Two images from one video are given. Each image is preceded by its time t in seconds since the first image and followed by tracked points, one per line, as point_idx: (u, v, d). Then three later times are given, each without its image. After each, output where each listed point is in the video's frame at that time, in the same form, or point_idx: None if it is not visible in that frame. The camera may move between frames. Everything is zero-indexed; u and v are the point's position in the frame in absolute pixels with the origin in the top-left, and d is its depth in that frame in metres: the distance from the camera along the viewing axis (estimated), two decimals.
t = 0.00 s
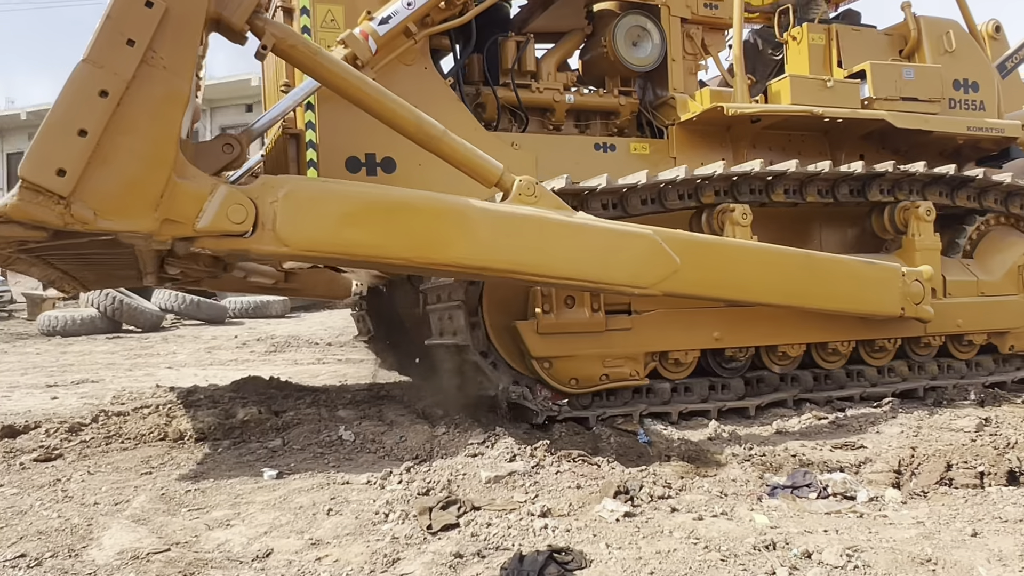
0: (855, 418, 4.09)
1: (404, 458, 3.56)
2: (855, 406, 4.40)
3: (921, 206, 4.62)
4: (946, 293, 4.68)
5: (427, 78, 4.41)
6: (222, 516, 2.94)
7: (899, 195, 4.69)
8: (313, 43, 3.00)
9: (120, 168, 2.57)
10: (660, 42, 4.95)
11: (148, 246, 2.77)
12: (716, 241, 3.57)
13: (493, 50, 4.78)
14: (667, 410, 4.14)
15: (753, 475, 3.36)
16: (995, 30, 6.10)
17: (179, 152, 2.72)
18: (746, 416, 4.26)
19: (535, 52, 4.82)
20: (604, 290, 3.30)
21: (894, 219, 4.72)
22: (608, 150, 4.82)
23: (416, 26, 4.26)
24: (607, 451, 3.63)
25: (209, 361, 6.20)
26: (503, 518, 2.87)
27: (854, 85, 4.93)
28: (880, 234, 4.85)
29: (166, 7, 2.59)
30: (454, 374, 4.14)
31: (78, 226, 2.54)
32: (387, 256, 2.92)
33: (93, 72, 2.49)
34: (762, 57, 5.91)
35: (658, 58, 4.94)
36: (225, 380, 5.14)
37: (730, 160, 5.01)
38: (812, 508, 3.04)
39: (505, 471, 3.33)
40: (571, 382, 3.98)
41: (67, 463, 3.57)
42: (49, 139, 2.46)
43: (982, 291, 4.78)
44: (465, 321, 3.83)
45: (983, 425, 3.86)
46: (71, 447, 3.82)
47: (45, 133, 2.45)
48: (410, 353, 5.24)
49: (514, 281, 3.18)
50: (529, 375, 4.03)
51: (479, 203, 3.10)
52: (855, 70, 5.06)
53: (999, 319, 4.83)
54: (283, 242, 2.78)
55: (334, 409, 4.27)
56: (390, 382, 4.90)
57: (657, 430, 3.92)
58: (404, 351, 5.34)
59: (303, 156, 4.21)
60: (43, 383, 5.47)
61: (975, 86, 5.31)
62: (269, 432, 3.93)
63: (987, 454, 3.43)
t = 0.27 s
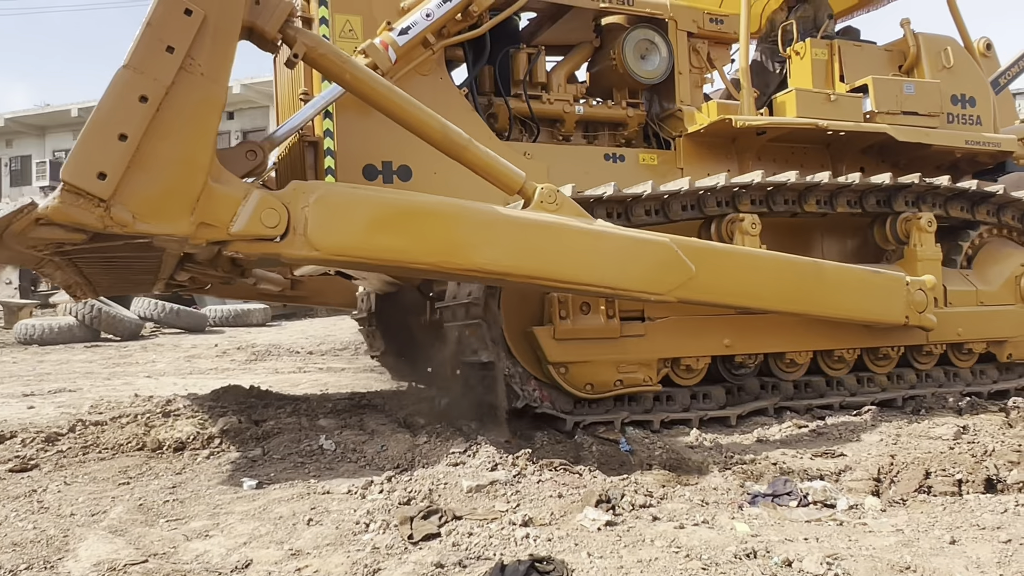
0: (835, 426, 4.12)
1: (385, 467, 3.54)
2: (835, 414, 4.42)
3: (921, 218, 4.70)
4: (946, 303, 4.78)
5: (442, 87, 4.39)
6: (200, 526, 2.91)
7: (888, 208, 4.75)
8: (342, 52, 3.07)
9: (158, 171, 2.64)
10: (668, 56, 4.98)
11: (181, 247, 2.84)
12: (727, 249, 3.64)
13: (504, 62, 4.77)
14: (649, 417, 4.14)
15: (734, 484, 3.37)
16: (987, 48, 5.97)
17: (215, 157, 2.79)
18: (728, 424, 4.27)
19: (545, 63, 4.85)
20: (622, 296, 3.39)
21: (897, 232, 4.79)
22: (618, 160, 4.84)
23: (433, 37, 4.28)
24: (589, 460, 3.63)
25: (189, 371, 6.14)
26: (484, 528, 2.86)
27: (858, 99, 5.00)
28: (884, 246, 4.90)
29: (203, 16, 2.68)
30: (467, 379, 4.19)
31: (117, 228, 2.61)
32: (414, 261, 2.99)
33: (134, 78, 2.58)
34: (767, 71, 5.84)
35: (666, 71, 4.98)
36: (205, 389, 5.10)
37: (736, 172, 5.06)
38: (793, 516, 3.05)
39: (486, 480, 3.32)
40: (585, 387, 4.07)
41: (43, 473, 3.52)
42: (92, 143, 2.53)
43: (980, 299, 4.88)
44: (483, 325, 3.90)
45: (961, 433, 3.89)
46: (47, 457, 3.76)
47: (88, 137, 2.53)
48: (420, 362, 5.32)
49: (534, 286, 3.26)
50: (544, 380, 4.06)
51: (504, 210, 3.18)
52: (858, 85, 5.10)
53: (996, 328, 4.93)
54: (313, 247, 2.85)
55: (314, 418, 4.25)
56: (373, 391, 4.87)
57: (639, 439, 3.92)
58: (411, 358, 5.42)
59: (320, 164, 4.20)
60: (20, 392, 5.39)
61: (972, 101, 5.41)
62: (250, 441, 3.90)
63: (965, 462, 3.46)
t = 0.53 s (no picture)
0: (809, 435, 4.15)
1: (361, 479, 3.51)
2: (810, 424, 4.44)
3: (915, 231, 4.82)
4: (939, 315, 4.87)
5: (451, 99, 4.45)
6: (172, 540, 2.87)
7: (868, 221, 4.82)
8: (362, 64, 3.13)
9: (185, 175, 2.71)
10: (669, 71, 5.02)
11: (203, 252, 2.87)
12: (728, 259, 3.73)
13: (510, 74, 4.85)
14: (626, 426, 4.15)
15: (710, 494, 3.38)
16: (973, 66, 5.98)
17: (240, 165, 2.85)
18: (704, 433, 4.29)
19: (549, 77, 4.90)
20: (630, 304, 3.45)
21: (891, 244, 4.91)
22: (620, 172, 4.89)
23: (444, 49, 4.33)
24: (566, 470, 3.62)
25: (162, 381, 6.06)
26: (460, 539, 2.84)
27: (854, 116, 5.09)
28: (877, 258, 5.01)
29: (231, 25, 2.76)
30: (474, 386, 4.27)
31: (146, 232, 2.65)
32: (430, 268, 3.05)
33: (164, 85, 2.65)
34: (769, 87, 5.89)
35: (668, 85, 5.01)
36: (179, 400, 5.04)
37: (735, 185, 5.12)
38: (768, 526, 3.06)
39: (463, 491, 3.30)
40: (592, 394, 4.07)
41: (11, 486, 3.46)
42: (122, 149, 2.59)
43: (970, 311, 4.97)
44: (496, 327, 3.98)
45: (934, 442, 3.93)
46: (16, 470, 3.70)
47: (119, 142, 2.59)
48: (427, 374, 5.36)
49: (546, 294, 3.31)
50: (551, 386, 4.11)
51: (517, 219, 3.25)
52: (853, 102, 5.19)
53: (985, 340, 5.01)
54: (333, 253, 2.90)
55: (289, 429, 4.21)
56: (351, 402, 4.84)
57: (616, 449, 3.92)
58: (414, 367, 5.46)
59: (331, 173, 4.21)
60: None
61: (962, 119, 5.52)
62: (223, 453, 3.86)
63: (937, 471, 3.49)
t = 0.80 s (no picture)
0: (779, 446, 4.17)
1: (331, 493, 3.47)
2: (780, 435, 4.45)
3: (902, 244, 4.91)
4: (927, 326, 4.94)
5: (450, 115, 4.49)
6: (136, 557, 2.81)
7: (852, 235, 4.90)
8: (373, 82, 3.24)
9: (203, 190, 2.77)
10: (661, 87, 5.09)
11: (217, 264, 2.91)
12: (722, 270, 3.85)
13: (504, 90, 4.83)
14: (595, 436, 4.14)
15: (682, 506, 3.37)
16: (952, 84, 6.07)
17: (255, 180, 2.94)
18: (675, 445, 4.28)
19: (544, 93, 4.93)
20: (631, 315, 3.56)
21: (878, 257, 4.99)
22: (615, 187, 4.92)
23: (446, 66, 4.33)
24: (538, 482, 3.61)
25: (130, 394, 5.96)
26: (431, 554, 2.82)
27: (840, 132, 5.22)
28: (865, 271, 5.10)
29: (247, 45, 2.83)
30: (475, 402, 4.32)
31: (164, 246, 2.71)
32: (439, 280, 3.15)
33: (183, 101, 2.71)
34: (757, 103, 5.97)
35: (660, 101, 5.07)
36: (146, 413, 4.96)
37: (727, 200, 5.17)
38: (739, 538, 3.06)
39: (434, 505, 3.27)
40: (593, 405, 4.14)
41: None
42: (142, 164, 2.65)
43: (958, 322, 5.05)
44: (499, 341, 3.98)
45: (902, 453, 3.97)
46: None
47: (139, 157, 2.65)
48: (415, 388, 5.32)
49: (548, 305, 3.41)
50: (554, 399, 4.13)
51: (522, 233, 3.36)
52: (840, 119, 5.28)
53: (972, 350, 5.10)
54: (346, 266, 2.99)
55: (258, 443, 4.16)
56: (322, 415, 4.79)
57: (588, 461, 3.90)
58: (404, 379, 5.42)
59: (332, 187, 4.26)
60: None
61: (944, 135, 5.63)
62: (190, 467, 3.80)
63: (905, 482, 3.51)
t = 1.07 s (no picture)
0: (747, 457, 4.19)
1: (299, 507, 3.42)
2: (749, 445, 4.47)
3: (887, 258, 5.06)
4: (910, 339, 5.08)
5: (451, 128, 4.44)
6: (97, 573, 2.75)
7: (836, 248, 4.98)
8: (383, 95, 3.31)
9: (220, 201, 2.77)
10: (655, 103, 5.09)
11: (230, 274, 2.97)
12: (720, 285, 3.93)
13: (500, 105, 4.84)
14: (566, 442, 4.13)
15: (652, 518, 3.37)
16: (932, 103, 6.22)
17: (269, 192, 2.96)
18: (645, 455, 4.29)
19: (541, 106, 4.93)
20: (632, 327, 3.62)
21: (864, 271, 5.11)
22: (610, 201, 4.97)
23: (447, 80, 4.36)
24: (508, 495, 3.59)
25: (94, 407, 5.86)
26: (400, 568, 2.78)
27: (827, 149, 5.32)
28: (851, 283, 5.21)
29: (265, 57, 2.85)
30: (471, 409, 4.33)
31: (181, 255, 2.71)
32: (448, 291, 3.18)
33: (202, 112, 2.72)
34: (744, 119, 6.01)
35: (654, 117, 5.08)
36: (110, 426, 4.87)
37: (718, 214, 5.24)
38: (708, 549, 3.07)
39: (403, 518, 3.24)
40: (592, 414, 4.22)
41: None
42: (161, 175, 2.66)
43: (939, 335, 5.18)
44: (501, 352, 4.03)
45: (869, 463, 4.01)
46: None
47: (158, 168, 2.66)
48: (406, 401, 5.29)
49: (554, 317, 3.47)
50: (554, 408, 4.20)
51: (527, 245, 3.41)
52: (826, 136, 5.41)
53: (952, 362, 5.23)
54: (357, 277, 3.02)
55: (225, 456, 4.10)
56: (289, 427, 4.73)
57: (559, 473, 3.87)
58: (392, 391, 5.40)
59: (335, 199, 4.18)
60: None
61: (926, 153, 5.78)
62: (154, 482, 3.73)
63: (872, 492, 3.54)
